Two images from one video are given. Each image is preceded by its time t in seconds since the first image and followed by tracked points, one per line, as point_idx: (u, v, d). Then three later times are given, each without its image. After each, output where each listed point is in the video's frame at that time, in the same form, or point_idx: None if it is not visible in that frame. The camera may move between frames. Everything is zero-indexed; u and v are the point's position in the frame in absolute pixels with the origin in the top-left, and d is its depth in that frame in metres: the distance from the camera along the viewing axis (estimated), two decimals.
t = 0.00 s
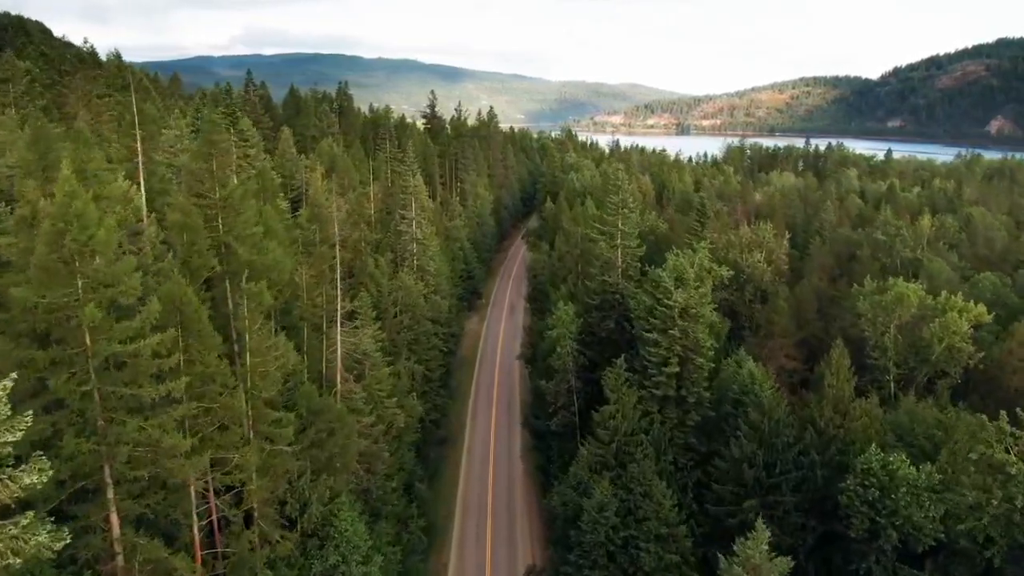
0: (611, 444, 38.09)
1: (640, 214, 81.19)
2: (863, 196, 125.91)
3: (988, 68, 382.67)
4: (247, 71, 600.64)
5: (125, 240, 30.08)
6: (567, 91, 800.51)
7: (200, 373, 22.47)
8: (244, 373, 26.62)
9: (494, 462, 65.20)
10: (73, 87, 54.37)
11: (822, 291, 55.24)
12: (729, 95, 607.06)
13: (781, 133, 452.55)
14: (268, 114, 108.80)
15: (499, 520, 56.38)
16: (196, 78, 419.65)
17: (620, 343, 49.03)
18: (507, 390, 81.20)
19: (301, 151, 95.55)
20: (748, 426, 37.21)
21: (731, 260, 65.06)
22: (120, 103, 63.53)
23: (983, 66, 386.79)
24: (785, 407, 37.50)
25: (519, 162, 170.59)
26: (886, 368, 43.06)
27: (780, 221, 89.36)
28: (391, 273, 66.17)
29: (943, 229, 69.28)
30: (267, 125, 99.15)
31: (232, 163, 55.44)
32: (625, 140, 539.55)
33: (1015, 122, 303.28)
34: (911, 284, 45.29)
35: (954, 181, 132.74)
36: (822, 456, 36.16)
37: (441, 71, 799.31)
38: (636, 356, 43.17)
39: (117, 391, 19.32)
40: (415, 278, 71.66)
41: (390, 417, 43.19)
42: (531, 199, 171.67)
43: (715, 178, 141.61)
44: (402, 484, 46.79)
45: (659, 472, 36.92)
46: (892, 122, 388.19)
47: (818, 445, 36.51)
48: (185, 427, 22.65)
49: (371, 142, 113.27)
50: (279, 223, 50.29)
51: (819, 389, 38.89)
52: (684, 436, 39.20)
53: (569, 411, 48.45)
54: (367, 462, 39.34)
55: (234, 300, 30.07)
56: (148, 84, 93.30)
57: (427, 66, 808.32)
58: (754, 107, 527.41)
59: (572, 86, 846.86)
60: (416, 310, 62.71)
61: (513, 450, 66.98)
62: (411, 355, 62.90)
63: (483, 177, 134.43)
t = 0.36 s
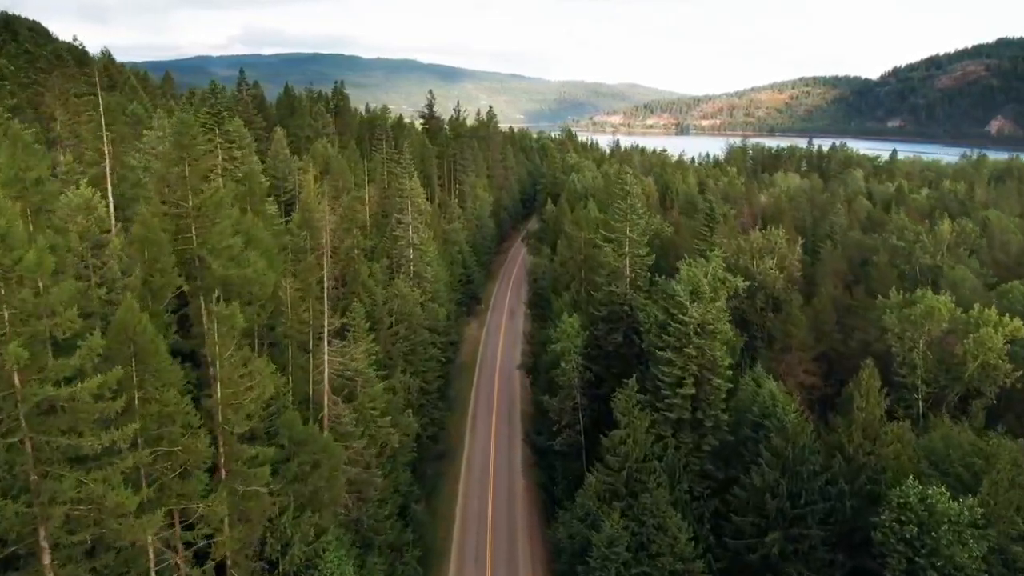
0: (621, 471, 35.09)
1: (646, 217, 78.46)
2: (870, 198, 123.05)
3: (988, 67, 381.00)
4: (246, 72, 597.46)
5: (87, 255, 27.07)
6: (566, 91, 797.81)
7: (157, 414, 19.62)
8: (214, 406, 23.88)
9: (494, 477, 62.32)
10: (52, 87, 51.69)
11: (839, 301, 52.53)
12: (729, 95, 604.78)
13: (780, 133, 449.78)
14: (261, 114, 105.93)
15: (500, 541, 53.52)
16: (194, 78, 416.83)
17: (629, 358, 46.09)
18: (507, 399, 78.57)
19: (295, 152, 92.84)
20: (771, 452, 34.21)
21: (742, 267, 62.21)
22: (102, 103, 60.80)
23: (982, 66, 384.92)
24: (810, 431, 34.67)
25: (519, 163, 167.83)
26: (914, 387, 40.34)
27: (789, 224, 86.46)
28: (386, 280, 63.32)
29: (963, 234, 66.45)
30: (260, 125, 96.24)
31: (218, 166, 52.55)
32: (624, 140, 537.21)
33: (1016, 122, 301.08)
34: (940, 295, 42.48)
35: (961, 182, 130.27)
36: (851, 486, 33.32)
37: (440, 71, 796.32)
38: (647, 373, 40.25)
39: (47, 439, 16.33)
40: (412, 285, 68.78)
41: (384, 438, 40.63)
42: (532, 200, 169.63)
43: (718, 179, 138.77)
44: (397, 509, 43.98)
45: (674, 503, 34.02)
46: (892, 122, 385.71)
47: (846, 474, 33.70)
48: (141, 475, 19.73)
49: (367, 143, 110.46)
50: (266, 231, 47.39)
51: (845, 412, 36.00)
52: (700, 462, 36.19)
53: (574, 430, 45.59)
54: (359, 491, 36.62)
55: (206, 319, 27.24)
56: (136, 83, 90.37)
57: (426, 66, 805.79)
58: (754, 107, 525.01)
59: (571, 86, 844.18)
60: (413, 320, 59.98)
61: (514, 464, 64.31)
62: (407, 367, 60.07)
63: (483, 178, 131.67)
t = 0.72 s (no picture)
0: (635, 508, 31.73)
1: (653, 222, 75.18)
2: (878, 200, 119.91)
3: (987, 67, 379.79)
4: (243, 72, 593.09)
5: (31, 275, 24.21)
6: (564, 92, 794.56)
7: (87, 478, 18.94)
8: (172, 454, 20.68)
9: (494, 498, 58.87)
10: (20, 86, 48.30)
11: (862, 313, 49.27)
12: (727, 96, 602.14)
13: (779, 133, 446.51)
14: (253, 115, 102.49)
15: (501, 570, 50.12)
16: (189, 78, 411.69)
17: (641, 377, 42.56)
18: (507, 412, 75.30)
19: (286, 155, 89.47)
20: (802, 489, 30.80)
21: (756, 276, 58.91)
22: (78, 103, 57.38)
23: (982, 66, 383.55)
24: (844, 465, 31.29)
25: (517, 165, 164.45)
26: (952, 411, 37.05)
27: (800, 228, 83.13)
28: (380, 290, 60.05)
29: (988, 240, 63.22)
30: (250, 126, 92.69)
31: (199, 171, 49.19)
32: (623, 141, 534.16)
33: (1015, 123, 299.51)
34: (978, 311, 39.22)
35: (968, 184, 127.66)
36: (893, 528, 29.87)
37: (438, 71, 792.64)
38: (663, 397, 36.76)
39: None
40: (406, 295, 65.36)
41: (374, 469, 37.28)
42: (532, 202, 166.82)
43: (722, 181, 135.72)
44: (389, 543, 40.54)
45: (694, 545, 30.55)
46: (891, 122, 383.29)
47: (887, 514, 30.25)
48: (73, 548, 19.10)
49: (362, 144, 107.11)
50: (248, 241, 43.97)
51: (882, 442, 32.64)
52: (723, 497, 32.66)
53: (581, 455, 42.30)
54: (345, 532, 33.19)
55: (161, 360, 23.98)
56: (120, 82, 86.85)
57: (422, 66, 799.21)
58: (754, 107, 521.97)
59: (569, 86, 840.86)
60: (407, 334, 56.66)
61: (515, 483, 61.06)
62: (402, 383, 56.73)
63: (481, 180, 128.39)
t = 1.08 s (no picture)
0: (653, 554, 28.29)
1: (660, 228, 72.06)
2: (887, 203, 116.81)
3: (988, 67, 377.82)
4: (239, 71, 588.74)
5: None
6: (562, 92, 791.22)
7: None
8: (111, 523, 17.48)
9: (495, 522, 55.52)
10: None
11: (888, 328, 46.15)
12: (726, 95, 599.30)
13: (778, 133, 443.37)
14: (244, 115, 99.23)
15: None
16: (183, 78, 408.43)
17: (654, 400, 39.38)
18: (508, 427, 72.14)
19: (278, 157, 86.24)
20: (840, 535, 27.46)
21: (772, 286, 55.74)
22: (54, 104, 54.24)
23: (982, 66, 381.48)
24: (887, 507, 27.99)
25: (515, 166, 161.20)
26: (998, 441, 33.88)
27: (811, 234, 80.09)
28: (374, 300, 56.82)
29: (1014, 248, 60.17)
30: (240, 126, 89.38)
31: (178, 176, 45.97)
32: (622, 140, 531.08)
33: (1015, 122, 297.17)
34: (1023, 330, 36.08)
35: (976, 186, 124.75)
36: None
37: (436, 71, 788.51)
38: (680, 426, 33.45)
39: None
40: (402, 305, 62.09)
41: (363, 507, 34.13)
42: (532, 204, 163.70)
43: (726, 183, 132.70)
44: None
45: None
46: (891, 122, 380.67)
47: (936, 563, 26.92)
48: None
49: (357, 146, 103.90)
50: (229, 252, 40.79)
51: (926, 478, 29.62)
52: (750, 541, 29.35)
53: (588, 484, 39.05)
54: None
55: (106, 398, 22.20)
56: (104, 80, 83.54)
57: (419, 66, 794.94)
58: (753, 107, 519.31)
59: (567, 86, 837.53)
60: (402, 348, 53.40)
61: (516, 504, 57.85)
62: (397, 399, 53.57)
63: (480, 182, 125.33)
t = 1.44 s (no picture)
0: None
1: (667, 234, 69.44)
2: (894, 205, 114.11)
3: (988, 67, 375.32)
4: (236, 71, 584.20)
5: None
6: (561, 91, 788.42)
7: None
8: None
9: (495, 545, 52.58)
10: None
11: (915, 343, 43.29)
12: (725, 95, 596.74)
13: (777, 133, 440.71)
14: (236, 115, 96.46)
15: None
16: (179, 78, 404.70)
17: (668, 423, 36.44)
18: (508, 440, 69.16)
19: (271, 159, 83.45)
20: None
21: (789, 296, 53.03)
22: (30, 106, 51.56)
23: (982, 65, 379.32)
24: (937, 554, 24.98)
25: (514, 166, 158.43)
26: None
27: (822, 238, 77.39)
28: (367, 311, 54.02)
29: None
30: (231, 127, 86.55)
31: (157, 182, 43.61)
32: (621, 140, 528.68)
33: (1015, 122, 294.79)
34: None
35: (983, 187, 122.06)
36: None
37: (435, 71, 785.10)
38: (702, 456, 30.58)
39: None
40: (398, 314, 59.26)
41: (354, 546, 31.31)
42: (532, 205, 160.92)
43: (729, 184, 129.99)
44: None
45: None
46: (890, 122, 378.07)
47: None
48: None
49: (353, 147, 101.19)
50: (209, 265, 38.07)
51: (974, 519, 26.74)
52: None
53: (596, 514, 36.40)
54: None
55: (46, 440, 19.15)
56: (90, 80, 80.71)
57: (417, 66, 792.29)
58: (753, 106, 516.73)
59: (566, 86, 834.69)
60: (398, 361, 50.82)
61: (517, 524, 54.88)
62: (391, 415, 50.80)
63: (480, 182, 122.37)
